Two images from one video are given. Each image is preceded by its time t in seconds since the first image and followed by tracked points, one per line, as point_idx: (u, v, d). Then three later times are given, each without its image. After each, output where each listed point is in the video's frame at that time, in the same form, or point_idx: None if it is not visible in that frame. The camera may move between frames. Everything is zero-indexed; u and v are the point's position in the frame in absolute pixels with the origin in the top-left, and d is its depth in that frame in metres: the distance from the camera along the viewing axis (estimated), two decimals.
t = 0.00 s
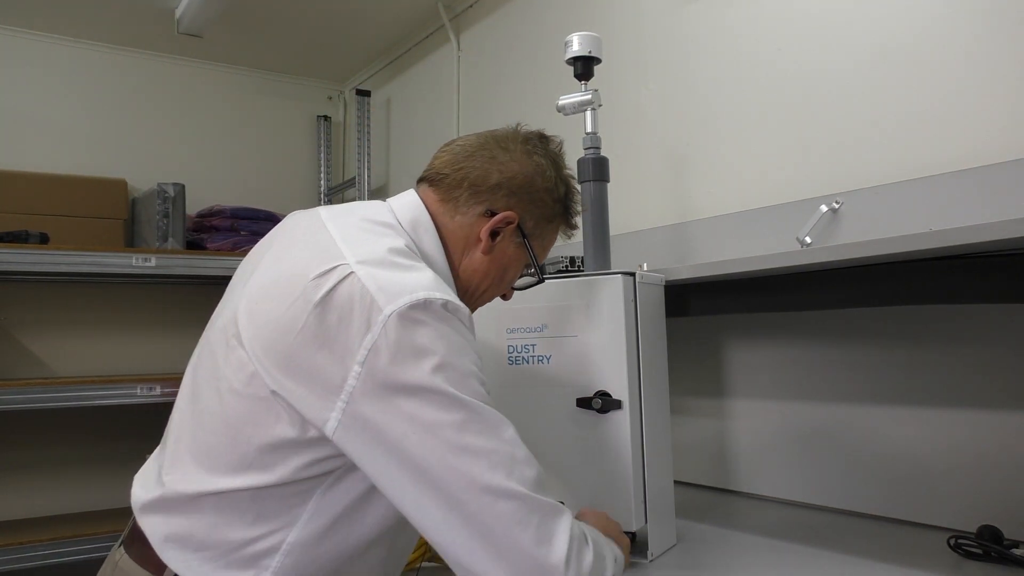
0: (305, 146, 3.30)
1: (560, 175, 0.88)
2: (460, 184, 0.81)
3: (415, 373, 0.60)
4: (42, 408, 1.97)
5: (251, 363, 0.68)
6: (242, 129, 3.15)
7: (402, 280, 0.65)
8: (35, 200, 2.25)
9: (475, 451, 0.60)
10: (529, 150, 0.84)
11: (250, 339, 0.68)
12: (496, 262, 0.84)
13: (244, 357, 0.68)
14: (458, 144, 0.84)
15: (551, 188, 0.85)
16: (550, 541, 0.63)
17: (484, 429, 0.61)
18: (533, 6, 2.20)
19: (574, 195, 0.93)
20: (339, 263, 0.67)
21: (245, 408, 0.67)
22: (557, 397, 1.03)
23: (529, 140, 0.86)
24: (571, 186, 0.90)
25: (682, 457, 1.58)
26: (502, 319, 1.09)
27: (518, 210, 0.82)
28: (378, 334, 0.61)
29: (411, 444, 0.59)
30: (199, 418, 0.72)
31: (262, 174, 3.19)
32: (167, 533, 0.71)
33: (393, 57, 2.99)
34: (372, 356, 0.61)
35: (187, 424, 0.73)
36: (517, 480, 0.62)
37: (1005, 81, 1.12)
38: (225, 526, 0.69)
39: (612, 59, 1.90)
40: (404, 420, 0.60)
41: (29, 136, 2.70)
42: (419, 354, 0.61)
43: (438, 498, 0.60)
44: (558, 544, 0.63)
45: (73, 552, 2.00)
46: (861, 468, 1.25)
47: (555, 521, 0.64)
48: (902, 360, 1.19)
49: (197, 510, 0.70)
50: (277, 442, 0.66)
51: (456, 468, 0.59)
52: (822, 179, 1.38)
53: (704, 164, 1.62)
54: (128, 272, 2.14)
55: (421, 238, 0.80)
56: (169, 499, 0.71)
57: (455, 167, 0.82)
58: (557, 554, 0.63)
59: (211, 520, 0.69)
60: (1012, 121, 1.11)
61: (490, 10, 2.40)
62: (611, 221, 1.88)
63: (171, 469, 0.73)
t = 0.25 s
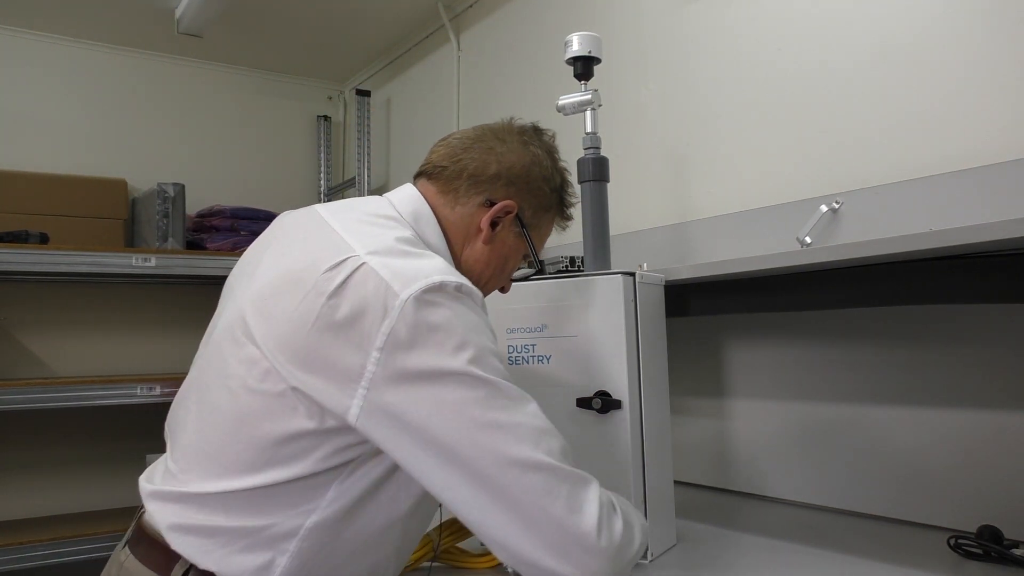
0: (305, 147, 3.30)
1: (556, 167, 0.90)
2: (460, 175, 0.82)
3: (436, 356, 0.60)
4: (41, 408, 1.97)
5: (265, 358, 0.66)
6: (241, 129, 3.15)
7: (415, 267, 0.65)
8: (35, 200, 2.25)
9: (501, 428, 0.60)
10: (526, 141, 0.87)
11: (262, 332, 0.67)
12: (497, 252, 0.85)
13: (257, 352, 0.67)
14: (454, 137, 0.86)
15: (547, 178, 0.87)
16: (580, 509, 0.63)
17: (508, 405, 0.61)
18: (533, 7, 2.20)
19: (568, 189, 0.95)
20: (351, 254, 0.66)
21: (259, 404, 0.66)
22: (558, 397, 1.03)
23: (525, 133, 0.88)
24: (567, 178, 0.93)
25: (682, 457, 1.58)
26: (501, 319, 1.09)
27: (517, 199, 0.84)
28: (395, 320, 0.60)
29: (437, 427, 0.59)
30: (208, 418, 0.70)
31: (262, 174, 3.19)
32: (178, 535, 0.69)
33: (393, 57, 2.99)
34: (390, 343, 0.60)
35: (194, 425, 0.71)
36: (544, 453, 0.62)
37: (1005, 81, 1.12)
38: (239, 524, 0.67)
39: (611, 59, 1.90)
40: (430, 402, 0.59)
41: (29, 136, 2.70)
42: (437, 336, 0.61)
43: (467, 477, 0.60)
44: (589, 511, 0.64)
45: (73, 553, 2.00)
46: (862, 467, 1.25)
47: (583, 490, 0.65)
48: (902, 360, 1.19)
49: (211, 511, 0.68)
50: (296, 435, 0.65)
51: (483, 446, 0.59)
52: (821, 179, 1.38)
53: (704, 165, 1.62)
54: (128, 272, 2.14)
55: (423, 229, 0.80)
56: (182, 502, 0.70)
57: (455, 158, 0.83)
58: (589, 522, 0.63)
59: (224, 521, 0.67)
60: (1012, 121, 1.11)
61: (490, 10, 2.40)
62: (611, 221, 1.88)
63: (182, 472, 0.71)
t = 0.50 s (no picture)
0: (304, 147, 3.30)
1: (551, 163, 0.91)
2: (459, 171, 0.82)
3: (449, 343, 0.60)
4: (41, 408, 1.97)
5: (275, 352, 0.66)
6: (241, 129, 3.15)
7: (424, 260, 0.65)
8: (35, 200, 2.25)
9: (515, 414, 0.60)
10: (522, 137, 0.88)
11: (272, 326, 0.67)
12: (496, 245, 0.86)
13: (267, 346, 0.67)
14: (451, 135, 0.86)
15: (543, 174, 0.88)
16: (594, 493, 0.63)
17: (521, 392, 0.62)
18: (533, 7, 2.20)
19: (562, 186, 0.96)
20: (360, 248, 0.66)
21: (270, 398, 0.66)
22: (558, 397, 1.03)
23: (520, 130, 0.89)
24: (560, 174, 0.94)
25: (682, 457, 1.58)
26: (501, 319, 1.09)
27: (515, 194, 0.84)
28: (408, 310, 0.61)
29: (451, 415, 0.59)
30: (216, 416, 0.69)
31: (262, 174, 3.19)
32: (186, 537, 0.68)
33: (393, 57, 2.99)
34: (403, 332, 0.60)
35: (202, 423, 0.71)
36: (557, 439, 0.62)
37: (1004, 82, 1.12)
38: (251, 521, 0.66)
39: (611, 60, 1.91)
40: (444, 390, 0.59)
41: (29, 136, 2.70)
42: (449, 324, 0.61)
43: (482, 464, 0.60)
44: (603, 495, 0.64)
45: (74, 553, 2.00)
46: (862, 467, 1.25)
47: (596, 475, 0.65)
48: (902, 360, 1.19)
49: (220, 509, 0.67)
50: (308, 429, 0.65)
51: (498, 433, 0.59)
52: (821, 179, 1.38)
53: (704, 165, 1.62)
54: (128, 272, 2.14)
55: (426, 225, 0.80)
56: (190, 502, 0.69)
57: (453, 154, 0.84)
58: (603, 506, 0.63)
59: (234, 519, 0.66)
60: (1012, 121, 1.11)
61: (490, 11, 2.41)
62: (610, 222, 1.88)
63: (190, 472, 0.70)
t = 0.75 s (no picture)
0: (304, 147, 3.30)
1: (550, 165, 0.92)
2: (459, 172, 0.82)
3: (451, 347, 0.60)
4: (41, 408, 1.97)
5: (275, 354, 0.66)
6: (241, 129, 3.15)
7: (426, 263, 0.65)
8: (35, 200, 2.25)
9: (516, 419, 0.60)
10: (521, 139, 0.88)
11: (273, 328, 0.67)
12: (497, 246, 0.86)
13: (267, 347, 0.67)
14: (450, 137, 0.86)
15: (542, 175, 0.89)
16: (593, 501, 0.63)
17: (522, 398, 0.62)
18: (533, 7, 2.20)
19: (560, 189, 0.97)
20: (361, 249, 0.66)
21: (271, 399, 0.66)
22: (558, 397, 1.03)
23: (519, 133, 0.90)
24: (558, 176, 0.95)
25: (682, 457, 1.58)
26: (501, 319, 1.09)
27: (515, 195, 0.84)
28: (410, 313, 0.61)
29: (452, 418, 0.59)
30: (215, 417, 0.69)
31: (262, 174, 3.19)
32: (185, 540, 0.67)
33: (392, 56, 2.99)
34: (405, 335, 0.60)
35: (201, 425, 0.70)
36: (557, 445, 0.62)
37: (1003, 82, 1.13)
38: (249, 525, 0.66)
39: (611, 60, 1.91)
40: (444, 394, 0.59)
41: (29, 136, 2.70)
42: (451, 328, 0.61)
43: (481, 469, 0.60)
44: (602, 504, 0.64)
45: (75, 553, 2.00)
46: (862, 467, 1.25)
47: (595, 483, 0.65)
48: (902, 360, 1.19)
49: (219, 511, 0.67)
50: (307, 431, 0.65)
51: (499, 438, 0.59)
52: (821, 179, 1.38)
53: (704, 165, 1.62)
54: (128, 272, 2.14)
55: (428, 226, 0.80)
56: (189, 503, 0.69)
57: (454, 155, 0.84)
58: (602, 514, 0.63)
59: (233, 521, 0.66)
60: (1012, 121, 1.11)
61: (490, 11, 2.41)
62: (611, 222, 1.88)
63: (190, 473, 0.70)
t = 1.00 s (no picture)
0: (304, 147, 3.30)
1: (552, 170, 0.92)
2: (461, 174, 0.82)
3: (452, 349, 0.60)
4: (40, 408, 1.97)
5: (275, 353, 0.66)
6: (241, 129, 3.15)
7: (427, 263, 0.65)
8: (35, 200, 2.25)
9: (516, 422, 0.60)
10: (523, 143, 0.88)
11: (273, 327, 0.67)
12: (497, 249, 0.86)
13: (266, 346, 0.67)
14: (452, 139, 0.86)
15: (543, 179, 0.89)
16: (591, 507, 0.63)
17: (522, 401, 0.62)
18: (533, 7, 2.20)
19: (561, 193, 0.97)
20: (363, 249, 0.66)
21: (270, 399, 0.66)
22: (558, 397, 1.03)
23: (522, 137, 0.90)
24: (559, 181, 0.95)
25: (682, 457, 1.58)
26: (501, 319, 1.09)
27: (517, 198, 0.84)
28: (412, 314, 0.61)
29: (452, 420, 0.59)
30: (213, 416, 0.69)
31: (262, 174, 3.19)
32: (183, 540, 0.68)
33: (392, 57, 2.99)
34: (407, 336, 0.60)
35: (199, 424, 0.70)
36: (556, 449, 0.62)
37: (1002, 82, 1.13)
38: (247, 525, 0.66)
39: (611, 60, 1.91)
40: (444, 395, 0.59)
41: (29, 136, 2.70)
42: (453, 330, 0.61)
43: (479, 471, 0.60)
44: (599, 510, 0.64)
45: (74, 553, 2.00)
46: (862, 467, 1.25)
47: (594, 489, 0.65)
48: (902, 360, 1.19)
49: (218, 511, 0.67)
50: (306, 430, 0.65)
51: (498, 441, 0.59)
52: (821, 180, 1.38)
53: (704, 165, 1.62)
54: (128, 272, 2.14)
55: (428, 228, 0.80)
56: (188, 502, 0.69)
57: (456, 158, 0.84)
58: (599, 521, 0.63)
59: (231, 521, 0.66)
60: (1012, 122, 1.11)
61: (490, 11, 2.41)
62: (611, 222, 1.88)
63: (188, 472, 0.70)
